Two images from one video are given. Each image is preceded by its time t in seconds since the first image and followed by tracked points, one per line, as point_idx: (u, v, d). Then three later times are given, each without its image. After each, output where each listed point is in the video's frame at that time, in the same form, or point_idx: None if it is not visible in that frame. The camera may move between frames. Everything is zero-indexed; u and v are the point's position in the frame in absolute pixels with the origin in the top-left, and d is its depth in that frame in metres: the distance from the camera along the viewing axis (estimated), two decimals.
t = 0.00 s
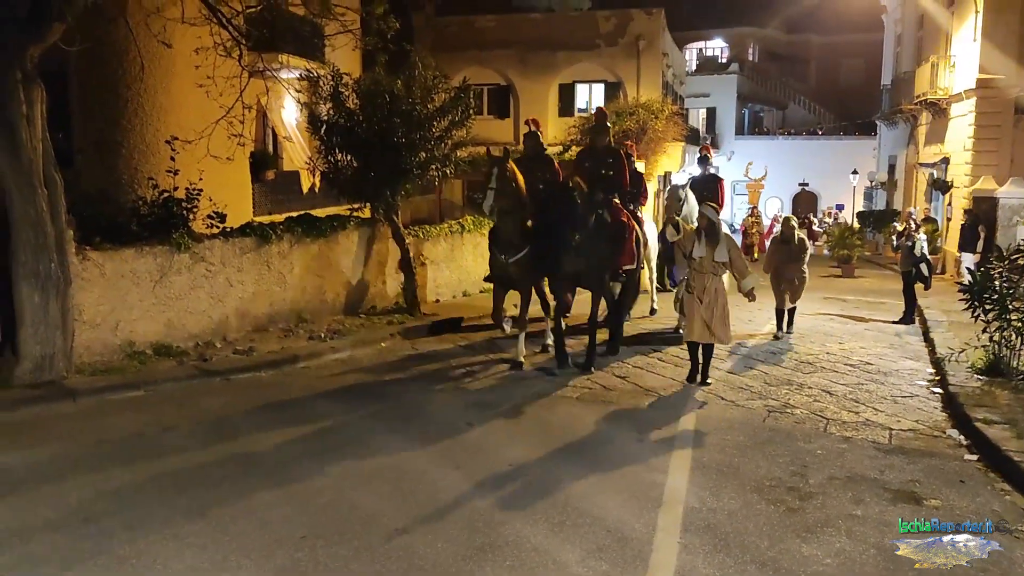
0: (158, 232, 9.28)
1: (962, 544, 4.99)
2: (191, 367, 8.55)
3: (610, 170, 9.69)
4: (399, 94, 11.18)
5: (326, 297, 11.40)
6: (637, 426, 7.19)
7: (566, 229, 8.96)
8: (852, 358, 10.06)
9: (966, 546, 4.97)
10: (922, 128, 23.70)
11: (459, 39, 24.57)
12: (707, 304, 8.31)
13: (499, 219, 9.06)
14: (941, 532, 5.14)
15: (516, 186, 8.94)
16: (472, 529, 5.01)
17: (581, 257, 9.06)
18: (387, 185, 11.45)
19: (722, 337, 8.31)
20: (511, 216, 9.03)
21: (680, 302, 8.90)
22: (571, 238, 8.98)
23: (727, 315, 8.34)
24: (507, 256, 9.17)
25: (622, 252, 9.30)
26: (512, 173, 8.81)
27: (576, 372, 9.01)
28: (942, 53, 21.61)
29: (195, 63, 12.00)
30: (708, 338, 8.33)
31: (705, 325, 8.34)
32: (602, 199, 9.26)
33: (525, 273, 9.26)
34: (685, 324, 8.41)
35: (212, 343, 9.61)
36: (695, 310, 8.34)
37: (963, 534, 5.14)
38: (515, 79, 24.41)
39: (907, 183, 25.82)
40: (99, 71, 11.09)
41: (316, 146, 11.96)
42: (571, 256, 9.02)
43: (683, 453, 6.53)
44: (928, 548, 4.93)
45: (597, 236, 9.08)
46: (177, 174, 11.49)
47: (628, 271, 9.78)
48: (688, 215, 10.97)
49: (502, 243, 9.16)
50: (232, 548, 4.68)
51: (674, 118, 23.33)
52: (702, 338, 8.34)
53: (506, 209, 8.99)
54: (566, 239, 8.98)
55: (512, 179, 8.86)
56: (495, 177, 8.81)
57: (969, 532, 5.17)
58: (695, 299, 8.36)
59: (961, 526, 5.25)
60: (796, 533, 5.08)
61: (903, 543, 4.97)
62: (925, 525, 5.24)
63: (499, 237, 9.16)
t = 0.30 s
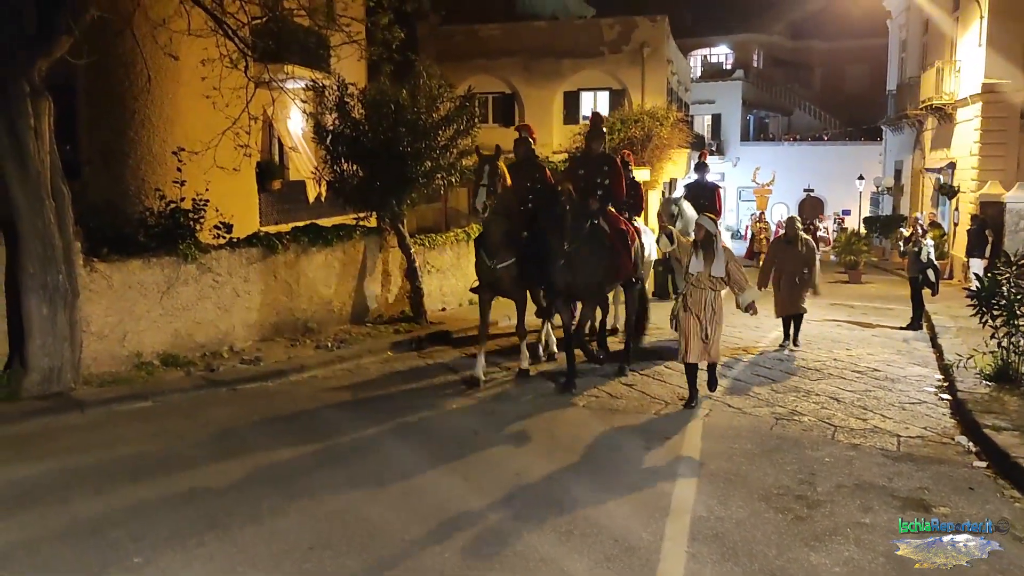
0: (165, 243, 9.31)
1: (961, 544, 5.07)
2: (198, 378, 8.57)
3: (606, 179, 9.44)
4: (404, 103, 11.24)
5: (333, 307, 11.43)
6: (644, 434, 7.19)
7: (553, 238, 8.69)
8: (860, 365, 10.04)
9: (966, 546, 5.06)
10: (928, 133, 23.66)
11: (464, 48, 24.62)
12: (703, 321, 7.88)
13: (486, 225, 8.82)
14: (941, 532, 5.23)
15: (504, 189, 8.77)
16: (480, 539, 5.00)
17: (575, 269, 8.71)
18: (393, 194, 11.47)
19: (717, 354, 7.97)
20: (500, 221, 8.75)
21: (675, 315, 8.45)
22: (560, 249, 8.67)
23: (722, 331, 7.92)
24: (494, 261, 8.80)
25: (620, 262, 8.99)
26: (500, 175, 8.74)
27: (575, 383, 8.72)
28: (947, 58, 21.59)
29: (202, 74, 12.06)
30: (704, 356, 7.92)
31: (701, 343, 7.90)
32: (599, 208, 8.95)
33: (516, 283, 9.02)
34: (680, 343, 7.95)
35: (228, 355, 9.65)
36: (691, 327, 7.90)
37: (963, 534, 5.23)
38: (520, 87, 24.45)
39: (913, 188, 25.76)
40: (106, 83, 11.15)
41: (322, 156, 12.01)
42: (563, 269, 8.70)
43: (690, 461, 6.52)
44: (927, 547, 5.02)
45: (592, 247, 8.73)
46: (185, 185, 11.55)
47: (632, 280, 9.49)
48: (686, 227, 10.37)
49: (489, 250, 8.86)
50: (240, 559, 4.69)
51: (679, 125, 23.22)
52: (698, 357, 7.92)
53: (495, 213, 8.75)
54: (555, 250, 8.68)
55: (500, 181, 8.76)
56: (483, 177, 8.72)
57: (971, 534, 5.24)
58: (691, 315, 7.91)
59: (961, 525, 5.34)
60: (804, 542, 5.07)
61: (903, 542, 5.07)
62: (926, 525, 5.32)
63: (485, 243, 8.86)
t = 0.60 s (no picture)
0: (170, 251, 9.34)
1: (961, 544, 5.12)
2: (204, 387, 8.57)
3: (597, 177, 8.88)
4: (409, 111, 11.27)
5: (338, 315, 11.43)
6: (648, 440, 7.18)
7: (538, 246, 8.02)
8: (867, 370, 9.99)
9: (964, 544, 5.12)
10: (934, 137, 23.61)
11: (468, 55, 24.66)
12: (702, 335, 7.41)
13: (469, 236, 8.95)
14: (940, 531, 5.29)
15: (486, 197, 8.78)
16: (484, 547, 4.98)
17: (562, 278, 8.05)
18: (398, 201, 11.47)
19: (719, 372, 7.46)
20: (481, 230, 8.91)
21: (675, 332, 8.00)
22: (547, 257, 8.00)
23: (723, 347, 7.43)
24: (468, 272, 8.97)
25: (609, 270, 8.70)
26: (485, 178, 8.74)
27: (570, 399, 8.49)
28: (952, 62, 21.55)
29: (207, 83, 12.11)
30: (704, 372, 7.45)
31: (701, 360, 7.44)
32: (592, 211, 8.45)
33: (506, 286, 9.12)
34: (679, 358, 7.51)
35: (234, 363, 9.63)
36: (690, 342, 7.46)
37: (962, 533, 5.28)
38: (524, 94, 24.48)
39: (919, 193, 25.70)
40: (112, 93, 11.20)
41: (327, 164, 12.03)
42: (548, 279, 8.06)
43: (697, 467, 6.50)
44: (926, 546, 5.08)
45: (580, 255, 8.15)
46: (190, 194, 11.57)
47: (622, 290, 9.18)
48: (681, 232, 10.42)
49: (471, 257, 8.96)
50: (246, 568, 4.69)
51: (684, 131, 23.32)
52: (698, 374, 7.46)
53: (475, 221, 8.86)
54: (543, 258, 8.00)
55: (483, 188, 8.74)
56: (466, 183, 8.69)
57: (969, 533, 5.29)
58: (689, 329, 7.48)
59: (962, 526, 5.38)
60: (812, 548, 5.04)
61: (903, 542, 5.12)
62: (926, 525, 5.38)
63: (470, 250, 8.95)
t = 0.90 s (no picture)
0: (177, 259, 9.38)
1: (960, 544, 5.19)
2: (212, 394, 8.58)
3: (589, 185, 8.62)
4: (415, 118, 11.30)
5: (345, 323, 11.45)
6: (656, 447, 7.16)
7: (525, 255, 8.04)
8: (875, 376, 9.96)
9: (965, 546, 5.17)
10: (942, 142, 23.55)
11: (475, 62, 24.70)
12: (701, 339, 7.18)
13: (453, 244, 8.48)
14: (941, 533, 5.35)
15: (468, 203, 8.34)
16: (492, 554, 4.97)
17: (554, 287, 7.99)
18: (405, 208, 11.48)
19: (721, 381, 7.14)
20: (474, 236, 8.47)
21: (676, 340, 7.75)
22: (534, 267, 7.99)
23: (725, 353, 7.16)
24: (453, 282, 8.59)
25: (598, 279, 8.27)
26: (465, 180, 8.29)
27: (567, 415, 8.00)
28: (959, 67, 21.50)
29: (214, 92, 12.16)
30: (705, 378, 7.18)
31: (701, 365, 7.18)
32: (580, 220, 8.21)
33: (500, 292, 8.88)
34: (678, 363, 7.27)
35: (244, 369, 9.74)
36: (689, 345, 7.23)
37: (964, 535, 5.33)
38: (531, 100, 24.52)
39: (927, 198, 25.62)
40: (121, 103, 11.26)
41: (334, 171, 12.07)
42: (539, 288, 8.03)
43: (704, 474, 6.47)
44: (928, 547, 5.12)
45: (571, 263, 8.00)
46: (197, 202, 11.62)
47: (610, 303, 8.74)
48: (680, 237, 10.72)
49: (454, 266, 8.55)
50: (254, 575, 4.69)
51: (690, 137, 23.31)
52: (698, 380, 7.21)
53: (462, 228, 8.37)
54: (529, 268, 8.03)
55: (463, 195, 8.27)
56: (446, 188, 8.26)
57: (969, 533, 5.36)
58: (689, 333, 7.24)
59: (962, 526, 5.46)
60: (820, 554, 5.01)
61: (903, 543, 5.18)
62: (925, 525, 5.45)
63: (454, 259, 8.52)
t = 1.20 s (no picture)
0: (186, 267, 9.43)
1: (960, 544, 5.28)
2: (220, 401, 8.61)
3: (577, 187, 8.18)
4: (422, 126, 11.36)
5: (352, 329, 11.47)
6: (663, 454, 7.15)
7: (503, 246, 7.21)
8: (884, 381, 9.92)
9: (964, 545, 5.26)
10: (949, 147, 23.48)
11: (481, 69, 24.75)
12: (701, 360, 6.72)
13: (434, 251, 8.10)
14: (941, 532, 5.45)
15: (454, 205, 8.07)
16: (499, 561, 4.98)
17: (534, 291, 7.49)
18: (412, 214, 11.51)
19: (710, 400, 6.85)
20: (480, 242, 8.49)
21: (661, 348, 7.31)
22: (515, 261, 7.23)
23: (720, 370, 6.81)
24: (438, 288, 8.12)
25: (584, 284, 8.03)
26: (447, 184, 8.07)
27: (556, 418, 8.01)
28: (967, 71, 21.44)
29: (222, 100, 12.22)
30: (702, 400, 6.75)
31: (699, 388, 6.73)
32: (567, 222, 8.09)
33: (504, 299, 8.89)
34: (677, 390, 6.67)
35: (251, 377, 9.72)
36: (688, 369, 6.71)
37: (963, 533, 5.43)
38: (538, 107, 24.57)
39: (936, 203, 25.55)
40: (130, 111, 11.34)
41: (341, 178, 12.11)
42: (517, 290, 7.46)
43: (711, 480, 6.46)
44: (928, 547, 5.22)
45: (554, 269, 7.58)
46: (206, 210, 11.67)
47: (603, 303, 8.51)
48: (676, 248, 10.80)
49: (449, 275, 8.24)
50: None
51: (697, 142, 23.36)
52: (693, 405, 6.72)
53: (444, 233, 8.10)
54: (508, 261, 7.21)
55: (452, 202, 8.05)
56: (424, 189, 8.10)
57: (968, 533, 5.46)
58: (686, 352, 6.74)
59: (962, 525, 5.55)
60: (829, 562, 5.00)
61: (904, 543, 5.27)
62: (925, 525, 5.55)
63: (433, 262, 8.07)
